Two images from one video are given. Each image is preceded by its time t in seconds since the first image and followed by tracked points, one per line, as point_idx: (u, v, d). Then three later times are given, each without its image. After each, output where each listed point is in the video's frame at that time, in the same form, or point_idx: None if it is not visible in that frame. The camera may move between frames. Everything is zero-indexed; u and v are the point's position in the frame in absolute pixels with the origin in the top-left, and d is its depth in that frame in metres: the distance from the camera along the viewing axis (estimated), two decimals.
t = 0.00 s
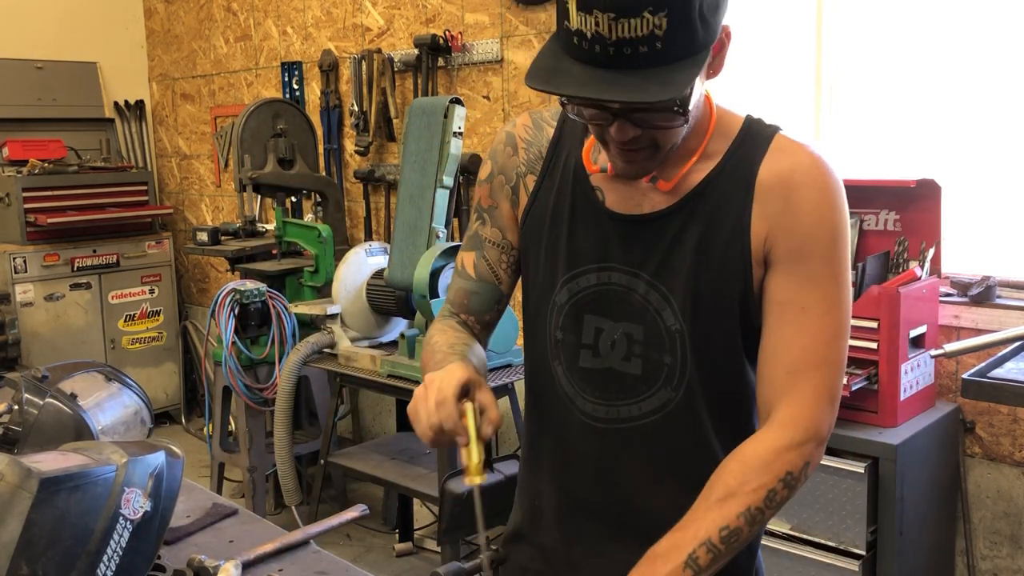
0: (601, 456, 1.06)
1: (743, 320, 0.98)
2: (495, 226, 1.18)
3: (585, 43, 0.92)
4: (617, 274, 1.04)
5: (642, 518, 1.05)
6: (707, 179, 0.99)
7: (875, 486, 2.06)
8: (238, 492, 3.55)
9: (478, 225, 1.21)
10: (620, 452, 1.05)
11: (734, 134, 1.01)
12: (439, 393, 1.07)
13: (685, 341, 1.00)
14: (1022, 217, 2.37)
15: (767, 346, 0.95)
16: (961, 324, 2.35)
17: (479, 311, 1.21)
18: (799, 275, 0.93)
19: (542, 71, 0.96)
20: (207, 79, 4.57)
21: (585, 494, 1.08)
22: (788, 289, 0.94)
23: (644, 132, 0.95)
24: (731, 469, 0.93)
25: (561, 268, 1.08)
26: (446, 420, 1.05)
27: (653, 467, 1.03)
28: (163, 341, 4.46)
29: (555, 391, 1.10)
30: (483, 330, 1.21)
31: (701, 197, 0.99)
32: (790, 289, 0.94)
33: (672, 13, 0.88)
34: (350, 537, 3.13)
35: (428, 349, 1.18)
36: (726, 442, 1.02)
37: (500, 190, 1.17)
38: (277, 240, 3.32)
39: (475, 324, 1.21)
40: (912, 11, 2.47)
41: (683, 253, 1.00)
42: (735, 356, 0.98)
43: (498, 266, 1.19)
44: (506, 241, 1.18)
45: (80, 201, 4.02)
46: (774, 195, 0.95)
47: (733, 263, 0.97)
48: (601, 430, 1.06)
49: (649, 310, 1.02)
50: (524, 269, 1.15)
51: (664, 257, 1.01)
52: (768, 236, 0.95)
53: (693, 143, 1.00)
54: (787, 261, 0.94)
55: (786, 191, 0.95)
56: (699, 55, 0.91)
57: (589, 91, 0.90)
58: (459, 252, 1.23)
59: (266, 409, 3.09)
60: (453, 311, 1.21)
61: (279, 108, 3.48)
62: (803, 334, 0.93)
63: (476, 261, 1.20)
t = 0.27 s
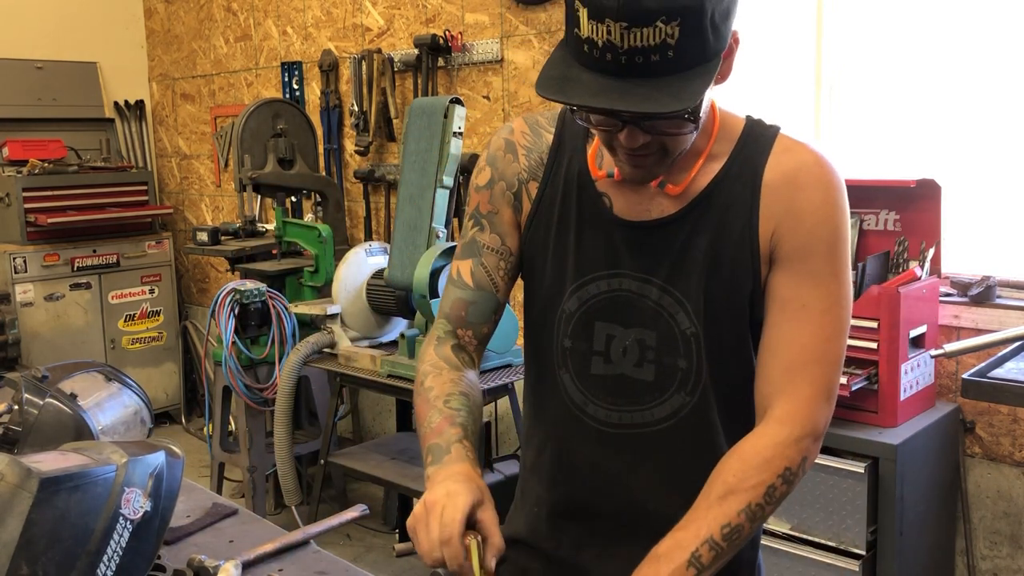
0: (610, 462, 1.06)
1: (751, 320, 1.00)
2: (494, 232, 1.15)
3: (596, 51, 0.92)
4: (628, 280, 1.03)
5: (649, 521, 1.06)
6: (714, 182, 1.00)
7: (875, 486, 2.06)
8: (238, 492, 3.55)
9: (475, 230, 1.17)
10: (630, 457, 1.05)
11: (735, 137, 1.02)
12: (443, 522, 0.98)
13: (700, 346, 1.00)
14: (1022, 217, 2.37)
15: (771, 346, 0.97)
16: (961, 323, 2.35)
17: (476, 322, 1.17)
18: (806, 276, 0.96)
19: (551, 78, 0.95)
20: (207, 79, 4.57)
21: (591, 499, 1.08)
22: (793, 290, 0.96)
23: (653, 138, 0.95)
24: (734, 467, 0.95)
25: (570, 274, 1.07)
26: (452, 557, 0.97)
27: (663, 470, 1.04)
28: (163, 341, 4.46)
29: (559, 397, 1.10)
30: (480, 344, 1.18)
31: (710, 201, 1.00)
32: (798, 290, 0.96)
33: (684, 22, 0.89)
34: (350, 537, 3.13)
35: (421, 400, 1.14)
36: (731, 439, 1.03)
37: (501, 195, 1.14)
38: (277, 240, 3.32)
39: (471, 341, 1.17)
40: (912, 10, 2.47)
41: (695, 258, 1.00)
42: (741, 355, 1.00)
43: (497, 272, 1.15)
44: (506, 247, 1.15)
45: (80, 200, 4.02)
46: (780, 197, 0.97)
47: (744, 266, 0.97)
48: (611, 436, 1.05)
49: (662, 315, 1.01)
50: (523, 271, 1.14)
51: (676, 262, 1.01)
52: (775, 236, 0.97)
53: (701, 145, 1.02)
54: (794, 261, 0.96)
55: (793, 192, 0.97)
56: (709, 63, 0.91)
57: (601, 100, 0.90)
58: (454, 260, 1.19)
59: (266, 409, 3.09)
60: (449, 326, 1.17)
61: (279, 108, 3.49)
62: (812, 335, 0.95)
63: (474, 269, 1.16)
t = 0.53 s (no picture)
0: (606, 461, 1.06)
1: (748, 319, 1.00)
2: (492, 229, 1.14)
3: (595, 47, 0.92)
4: (624, 279, 1.03)
5: (645, 520, 1.06)
6: (712, 182, 1.00)
7: (875, 486, 2.06)
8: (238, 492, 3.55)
9: (474, 226, 1.17)
10: (626, 456, 1.05)
11: (734, 137, 1.02)
12: (441, 523, 0.98)
13: (696, 344, 1.00)
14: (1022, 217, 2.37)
15: (768, 344, 0.97)
16: (961, 324, 2.35)
17: (474, 318, 1.17)
18: (803, 275, 0.96)
19: (550, 74, 0.95)
20: (207, 79, 4.57)
21: (586, 498, 1.08)
22: (789, 289, 0.96)
23: (651, 135, 0.95)
24: (731, 465, 0.95)
25: (567, 273, 1.07)
26: (451, 557, 0.97)
27: (658, 469, 1.04)
28: (163, 341, 4.46)
29: (556, 395, 1.09)
30: (477, 340, 1.18)
31: (708, 200, 0.99)
32: (795, 289, 0.96)
33: (683, 18, 0.89)
34: (350, 537, 3.13)
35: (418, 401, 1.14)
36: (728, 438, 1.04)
37: (499, 193, 1.14)
38: (277, 240, 3.32)
39: (469, 338, 1.17)
40: (913, 10, 2.47)
41: (693, 257, 1.00)
42: (738, 354, 1.00)
43: (495, 269, 1.15)
44: (505, 244, 1.14)
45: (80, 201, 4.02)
46: (778, 197, 0.97)
47: (742, 265, 0.97)
48: (607, 434, 1.05)
49: (659, 313, 1.02)
50: (519, 272, 1.14)
51: (674, 261, 1.01)
52: (774, 236, 0.97)
53: (699, 144, 1.02)
54: (792, 260, 0.96)
55: (792, 191, 0.97)
56: (708, 59, 0.91)
57: (601, 96, 0.90)
58: (452, 256, 1.18)
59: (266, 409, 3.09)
60: (447, 323, 1.17)
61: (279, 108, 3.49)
62: (809, 333, 0.95)
63: (472, 266, 1.16)
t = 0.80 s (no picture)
0: (600, 457, 1.05)
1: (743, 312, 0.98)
2: (483, 232, 1.17)
3: (580, 34, 0.93)
4: (615, 273, 1.03)
5: (640, 519, 1.04)
6: (702, 178, 0.99)
7: (875, 486, 2.06)
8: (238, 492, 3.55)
9: (467, 228, 1.19)
10: (620, 451, 1.04)
11: (723, 131, 1.02)
12: (429, 490, 1.04)
13: (689, 337, 1.00)
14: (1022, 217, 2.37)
15: (770, 336, 0.97)
16: (961, 324, 2.35)
17: (468, 315, 1.21)
18: (798, 265, 0.95)
19: (537, 62, 0.96)
20: (207, 79, 4.57)
21: (581, 496, 1.07)
22: (787, 281, 0.95)
23: (639, 123, 0.95)
24: (752, 456, 0.95)
25: (558, 268, 1.07)
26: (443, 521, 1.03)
27: (652, 464, 1.03)
28: (163, 341, 4.46)
29: (549, 391, 1.09)
30: (472, 334, 1.22)
31: (698, 196, 0.99)
32: (791, 279, 0.96)
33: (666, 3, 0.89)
34: (350, 537, 3.13)
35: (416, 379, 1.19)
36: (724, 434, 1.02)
37: (489, 194, 1.15)
38: (277, 240, 3.32)
39: (464, 332, 1.21)
40: (912, 10, 2.47)
41: (684, 250, 0.99)
42: (733, 349, 1.00)
43: (486, 271, 1.18)
44: (495, 246, 1.17)
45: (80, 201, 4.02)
46: (769, 190, 0.96)
47: (736, 258, 0.97)
48: (601, 429, 1.05)
49: (651, 306, 1.01)
50: (512, 271, 1.14)
51: (665, 254, 1.01)
52: (767, 228, 0.96)
53: (687, 139, 1.01)
54: (787, 251, 0.96)
55: (783, 184, 0.96)
56: (692, 44, 0.92)
57: (587, 79, 0.91)
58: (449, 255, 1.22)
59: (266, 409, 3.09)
60: (443, 318, 1.21)
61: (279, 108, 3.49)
62: (807, 323, 0.95)
63: (465, 267, 1.19)
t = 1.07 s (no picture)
0: (591, 453, 1.05)
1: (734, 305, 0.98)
2: (476, 234, 1.19)
3: (554, 41, 0.93)
4: (603, 269, 1.03)
5: (633, 516, 1.04)
6: (686, 173, 0.99)
7: (875, 486, 2.06)
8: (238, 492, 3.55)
9: (461, 233, 1.21)
10: (614, 447, 1.03)
11: (705, 127, 1.03)
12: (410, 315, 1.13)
13: (677, 332, 0.99)
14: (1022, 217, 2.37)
15: (773, 326, 0.97)
16: (961, 323, 2.35)
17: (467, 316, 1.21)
18: (791, 254, 0.96)
19: (514, 70, 0.96)
20: (207, 79, 4.57)
21: (576, 492, 1.06)
22: (784, 271, 0.96)
23: (618, 125, 0.95)
24: (784, 433, 0.95)
25: (546, 266, 1.07)
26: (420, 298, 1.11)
27: (643, 460, 1.02)
28: (163, 341, 4.46)
29: (540, 388, 1.09)
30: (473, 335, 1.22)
31: (682, 192, 0.99)
32: (786, 268, 0.96)
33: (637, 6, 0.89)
34: (350, 537, 3.13)
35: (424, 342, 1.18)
36: (719, 431, 1.01)
37: (479, 197, 1.18)
38: (277, 240, 3.32)
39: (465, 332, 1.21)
40: (912, 10, 2.47)
41: (670, 245, 0.99)
42: (727, 344, 0.98)
43: (483, 272, 1.19)
44: (488, 248, 1.19)
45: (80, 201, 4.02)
46: (754, 183, 0.97)
47: (726, 251, 0.96)
48: (592, 425, 1.05)
49: (639, 301, 1.01)
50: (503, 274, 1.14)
51: (652, 249, 1.01)
52: (756, 221, 0.96)
53: (668, 136, 1.02)
54: (779, 242, 0.96)
55: (770, 177, 0.96)
56: (666, 44, 0.91)
57: (563, 85, 0.91)
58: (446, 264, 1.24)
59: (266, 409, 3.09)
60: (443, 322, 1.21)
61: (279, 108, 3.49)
62: (808, 310, 0.95)
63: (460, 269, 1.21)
